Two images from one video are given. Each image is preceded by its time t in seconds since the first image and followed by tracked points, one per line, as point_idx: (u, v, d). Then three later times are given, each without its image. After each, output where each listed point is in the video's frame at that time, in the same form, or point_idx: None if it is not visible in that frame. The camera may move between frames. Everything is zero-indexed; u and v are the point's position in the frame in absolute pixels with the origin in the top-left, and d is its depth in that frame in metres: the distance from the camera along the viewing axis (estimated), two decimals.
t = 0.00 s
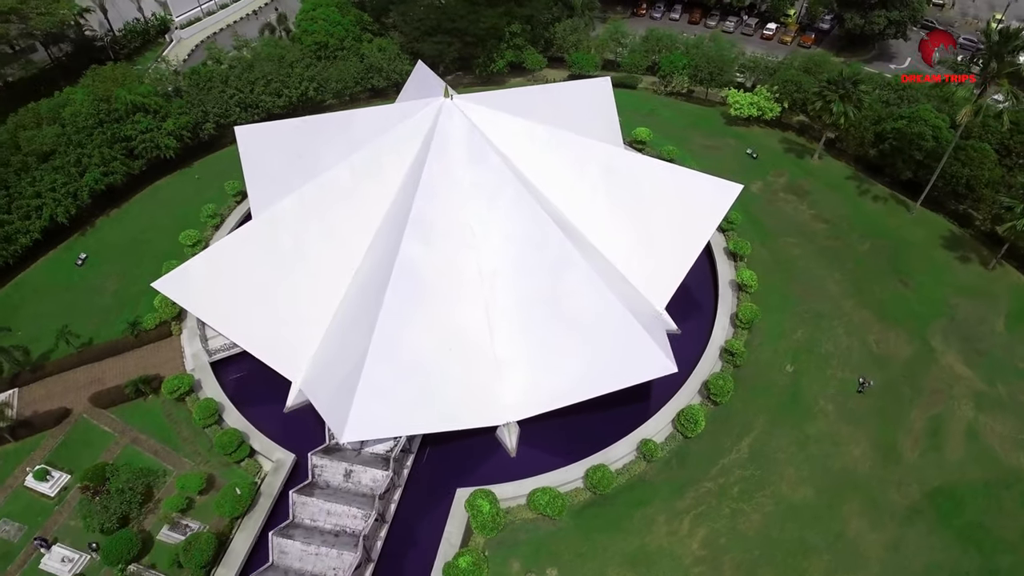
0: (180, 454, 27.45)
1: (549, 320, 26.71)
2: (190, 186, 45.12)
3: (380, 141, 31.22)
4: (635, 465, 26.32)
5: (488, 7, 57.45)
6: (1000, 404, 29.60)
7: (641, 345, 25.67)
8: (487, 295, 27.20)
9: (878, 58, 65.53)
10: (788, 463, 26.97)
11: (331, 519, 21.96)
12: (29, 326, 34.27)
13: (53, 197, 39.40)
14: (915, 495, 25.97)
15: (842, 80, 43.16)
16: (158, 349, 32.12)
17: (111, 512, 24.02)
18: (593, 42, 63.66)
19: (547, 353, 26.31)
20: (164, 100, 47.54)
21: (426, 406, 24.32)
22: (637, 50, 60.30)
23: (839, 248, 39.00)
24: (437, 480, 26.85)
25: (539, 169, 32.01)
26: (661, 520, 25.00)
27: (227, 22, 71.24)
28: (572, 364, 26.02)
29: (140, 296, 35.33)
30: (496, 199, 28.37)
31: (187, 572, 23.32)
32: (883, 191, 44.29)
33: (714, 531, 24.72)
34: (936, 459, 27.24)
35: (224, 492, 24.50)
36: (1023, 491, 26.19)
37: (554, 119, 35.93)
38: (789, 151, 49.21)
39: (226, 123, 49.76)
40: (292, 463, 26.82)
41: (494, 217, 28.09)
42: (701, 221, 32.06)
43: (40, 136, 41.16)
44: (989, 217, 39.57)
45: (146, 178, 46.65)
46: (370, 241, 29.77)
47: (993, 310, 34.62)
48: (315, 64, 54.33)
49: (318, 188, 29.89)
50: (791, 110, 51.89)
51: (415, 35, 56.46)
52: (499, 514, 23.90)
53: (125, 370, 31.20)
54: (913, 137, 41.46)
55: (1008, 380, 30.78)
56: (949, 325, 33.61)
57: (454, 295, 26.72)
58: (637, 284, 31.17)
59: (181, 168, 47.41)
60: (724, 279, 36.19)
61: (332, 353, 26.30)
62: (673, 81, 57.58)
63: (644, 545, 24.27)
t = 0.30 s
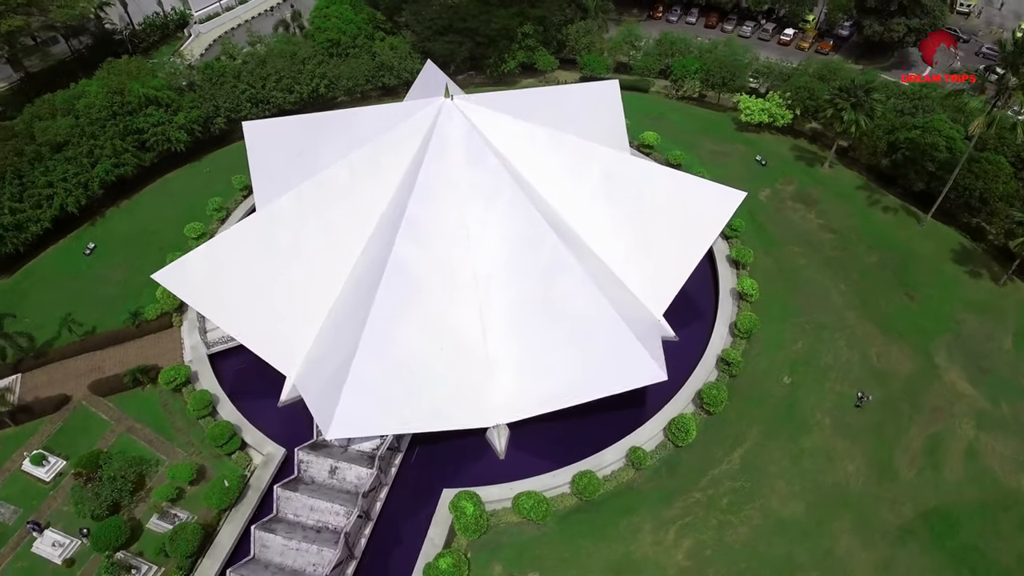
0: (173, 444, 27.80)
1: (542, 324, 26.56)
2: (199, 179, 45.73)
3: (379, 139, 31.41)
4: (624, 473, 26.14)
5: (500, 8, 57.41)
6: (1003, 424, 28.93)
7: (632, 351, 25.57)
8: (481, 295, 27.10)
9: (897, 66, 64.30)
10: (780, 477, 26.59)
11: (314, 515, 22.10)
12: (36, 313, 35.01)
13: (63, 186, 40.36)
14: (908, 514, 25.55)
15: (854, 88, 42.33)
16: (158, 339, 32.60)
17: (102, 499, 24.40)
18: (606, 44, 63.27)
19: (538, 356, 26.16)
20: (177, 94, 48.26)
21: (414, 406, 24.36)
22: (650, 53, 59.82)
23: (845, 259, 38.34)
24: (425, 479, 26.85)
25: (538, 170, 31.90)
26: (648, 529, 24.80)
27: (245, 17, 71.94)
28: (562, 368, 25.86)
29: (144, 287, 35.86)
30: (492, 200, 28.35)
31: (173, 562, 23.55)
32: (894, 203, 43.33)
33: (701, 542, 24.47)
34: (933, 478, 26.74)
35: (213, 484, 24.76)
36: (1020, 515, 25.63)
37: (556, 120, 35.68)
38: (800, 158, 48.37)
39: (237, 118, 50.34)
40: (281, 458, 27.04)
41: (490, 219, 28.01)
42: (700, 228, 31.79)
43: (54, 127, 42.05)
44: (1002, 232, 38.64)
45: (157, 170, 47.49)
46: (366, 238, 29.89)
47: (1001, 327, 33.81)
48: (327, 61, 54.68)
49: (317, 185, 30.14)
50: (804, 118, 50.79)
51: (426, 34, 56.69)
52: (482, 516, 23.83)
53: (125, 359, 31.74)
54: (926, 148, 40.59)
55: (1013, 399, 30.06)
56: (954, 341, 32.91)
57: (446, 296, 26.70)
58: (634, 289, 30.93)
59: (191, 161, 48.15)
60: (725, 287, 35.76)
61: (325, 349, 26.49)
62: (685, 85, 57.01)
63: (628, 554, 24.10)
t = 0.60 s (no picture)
0: (167, 432, 28.25)
1: (533, 326, 26.41)
2: (209, 172, 46.43)
3: (380, 138, 31.72)
4: (609, 480, 25.97)
5: (514, 8, 57.27)
6: (1005, 447, 28.13)
7: (622, 357, 25.42)
8: (475, 295, 27.00)
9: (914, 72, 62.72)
10: (768, 492, 26.18)
11: (295, 509, 22.31)
12: (44, 299, 35.87)
13: (77, 174, 41.34)
14: (899, 536, 25.01)
15: (866, 98, 41.48)
16: (159, 328, 33.17)
17: (93, 484, 24.85)
18: (620, 46, 62.86)
19: (529, 358, 25.95)
20: (191, 87, 49.06)
21: (401, 404, 24.32)
22: (665, 57, 59.27)
23: (851, 272, 37.59)
24: (411, 477, 26.87)
25: (538, 172, 31.79)
26: (630, 538, 24.60)
27: (265, 12, 72.66)
28: (553, 371, 25.64)
29: (148, 276, 36.54)
30: (489, 200, 28.35)
31: (158, 548, 23.92)
32: (906, 215, 42.28)
33: (683, 554, 24.22)
34: (927, 500, 26.11)
35: (201, 474, 25.10)
36: (1016, 542, 24.94)
37: (559, 121, 35.36)
38: (811, 167, 47.47)
39: (249, 112, 51.01)
40: (271, 450, 27.31)
41: (485, 219, 28.01)
42: (699, 235, 31.54)
43: (70, 117, 43.04)
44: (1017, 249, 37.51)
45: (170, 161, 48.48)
46: (364, 234, 30.01)
47: (1010, 347, 32.87)
48: (340, 58, 55.05)
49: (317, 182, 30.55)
50: (818, 126, 49.51)
51: (439, 33, 56.85)
52: (464, 518, 23.80)
53: (126, 346, 32.36)
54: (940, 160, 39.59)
55: (1017, 422, 29.20)
56: (959, 360, 32.08)
57: (438, 295, 26.70)
58: (632, 295, 30.48)
59: (202, 154, 48.97)
60: (725, 296, 35.30)
61: (317, 344, 26.65)
62: (698, 90, 56.37)
63: (609, 562, 23.93)
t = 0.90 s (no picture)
0: (161, 422, 28.66)
1: (523, 329, 26.31)
2: (218, 165, 47.02)
3: (381, 137, 31.98)
4: (596, 487, 25.83)
5: (526, 8, 57.33)
6: (1005, 468, 27.50)
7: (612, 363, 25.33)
8: (467, 297, 26.93)
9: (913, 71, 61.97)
10: (757, 505, 25.84)
11: (278, 504, 22.52)
12: (50, 287, 36.59)
13: (88, 165, 42.25)
14: (889, 555, 24.60)
15: (877, 106, 40.88)
16: (160, 319, 33.68)
17: (86, 470, 25.32)
18: (633, 49, 62.43)
19: (520, 361, 25.83)
20: (204, 82, 49.73)
21: (390, 402, 24.36)
22: (678, 61, 58.66)
23: (856, 283, 36.93)
24: (399, 475, 26.93)
25: (536, 175, 31.70)
26: (614, 546, 24.46)
27: (282, 9, 73.23)
28: (543, 374, 25.49)
29: (152, 268, 37.06)
30: (485, 201, 28.39)
31: (146, 537, 24.28)
32: (915, 227, 41.41)
33: (667, 564, 24.02)
34: (920, 520, 25.66)
35: (191, 465, 25.42)
36: (1010, 566, 24.42)
37: (562, 124, 35.15)
38: (821, 175, 46.67)
39: (260, 107, 51.56)
40: (261, 444, 27.58)
41: (480, 221, 28.00)
42: (698, 241, 31.25)
43: (84, 108, 43.89)
44: None
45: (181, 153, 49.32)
46: (361, 232, 30.13)
47: (1016, 366, 32.06)
48: (352, 55, 55.34)
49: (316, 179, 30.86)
50: (830, 134, 48.62)
51: (451, 32, 56.96)
52: (446, 519, 23.82)
53: (127, 336, 32.92)
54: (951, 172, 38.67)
55: (1020, 443, 28.50)
56: (962, 377, 31.39)
57: (430, 295, 26.74)
58: (628, 300, 30.16)
59: (212, 148, 49.69)
60: (725, 304, 34.89)
61: (311, 340, 26.82)
62: (710, 95, 55.71)
63: (592, 569, 23.83)
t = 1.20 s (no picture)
0: (156, 411, 29.14)
1: (512, 332, 26.29)
2: (227, 159, 47.69)
3: (381, 135, 32.18)
4: (581, 494, 25.72)
5: (538, 10, 57.76)
6: (1002, 493, 26.84)
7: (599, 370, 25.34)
8: (458, 297, 26.94)
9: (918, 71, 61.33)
10: (744, 519, 25.52)
11: (261, 497, 22.87)
12: (59, 274, 37.40)
13: (100, 156, 43.24)
14: None
15: (888, 117, 39.81)
16: (162, 309, 34.27)
17: (79, 455, 25.83)
18: (646, 52, 61.89)
19: (508, 364, 25.80)
20: (217, 75, 50.41)
21: (376, 400, 24.51)
22: (691, 66, 58.04)
23: (860, 297, 36.22)
24: (385, 472, 26.97)
25: (535, 177, 31.62)
26: (595, 554, 24.34)
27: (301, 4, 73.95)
28: (531, 378, 25.48)
29: (157, 258, 37.66)
30: (480, 203, 28.41)
31: (133, 523, 24.71)
32: (925, 241, 40.48)
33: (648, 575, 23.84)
34: (910, 542, 25.20)
35: (180, 454, 25.82)
36: None
37: (565, 126, 34.95)
38: (831, 185, 45.82)
39: (271, 102, 52.20)
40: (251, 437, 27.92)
41: (474, 222, 28.00)
42: (697, 249, 30.96)
43: (99, 99, 44.79)
44: None
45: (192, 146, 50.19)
46: (357, 229, 30.34)
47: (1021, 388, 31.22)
48: (364, 53, 55.63)
49: (316, 175, 31.13)
50: (843, 144, 47.56)
51: (463, 32, 57.03)
52: (427, 519, 23.87)
53: (129, 325, 33.55)
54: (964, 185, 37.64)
55: (1020, 468, 27.77)
56: (964, 397, 30.65)
57: (420, 295, 26.82)
58: (622, 306, 29.94)
59: (223, 141, 50.47)
60: (723, 313, 34.47)
61: (303, 335, 27.06)
62: (722, 100, 55.04)
63: None
